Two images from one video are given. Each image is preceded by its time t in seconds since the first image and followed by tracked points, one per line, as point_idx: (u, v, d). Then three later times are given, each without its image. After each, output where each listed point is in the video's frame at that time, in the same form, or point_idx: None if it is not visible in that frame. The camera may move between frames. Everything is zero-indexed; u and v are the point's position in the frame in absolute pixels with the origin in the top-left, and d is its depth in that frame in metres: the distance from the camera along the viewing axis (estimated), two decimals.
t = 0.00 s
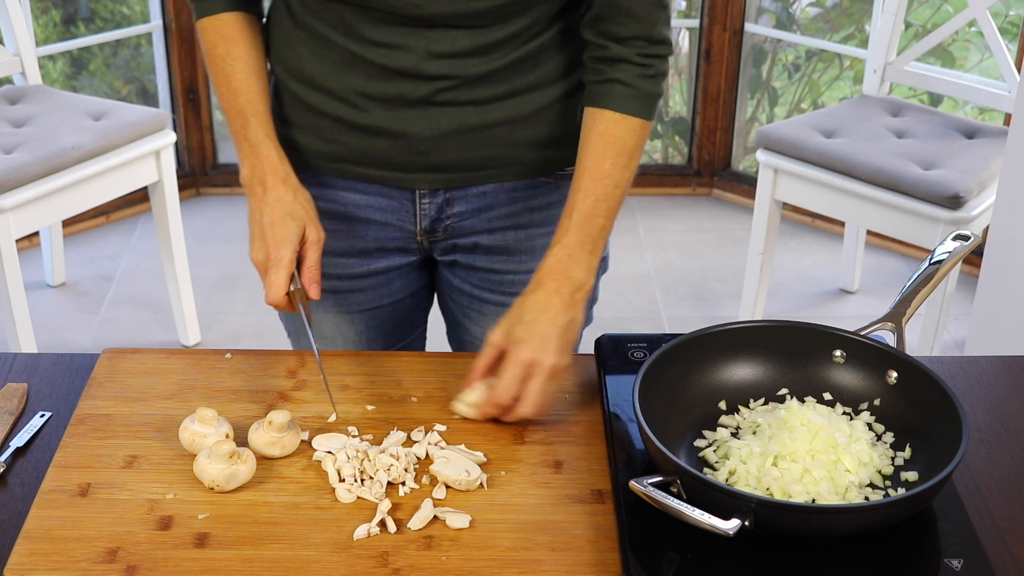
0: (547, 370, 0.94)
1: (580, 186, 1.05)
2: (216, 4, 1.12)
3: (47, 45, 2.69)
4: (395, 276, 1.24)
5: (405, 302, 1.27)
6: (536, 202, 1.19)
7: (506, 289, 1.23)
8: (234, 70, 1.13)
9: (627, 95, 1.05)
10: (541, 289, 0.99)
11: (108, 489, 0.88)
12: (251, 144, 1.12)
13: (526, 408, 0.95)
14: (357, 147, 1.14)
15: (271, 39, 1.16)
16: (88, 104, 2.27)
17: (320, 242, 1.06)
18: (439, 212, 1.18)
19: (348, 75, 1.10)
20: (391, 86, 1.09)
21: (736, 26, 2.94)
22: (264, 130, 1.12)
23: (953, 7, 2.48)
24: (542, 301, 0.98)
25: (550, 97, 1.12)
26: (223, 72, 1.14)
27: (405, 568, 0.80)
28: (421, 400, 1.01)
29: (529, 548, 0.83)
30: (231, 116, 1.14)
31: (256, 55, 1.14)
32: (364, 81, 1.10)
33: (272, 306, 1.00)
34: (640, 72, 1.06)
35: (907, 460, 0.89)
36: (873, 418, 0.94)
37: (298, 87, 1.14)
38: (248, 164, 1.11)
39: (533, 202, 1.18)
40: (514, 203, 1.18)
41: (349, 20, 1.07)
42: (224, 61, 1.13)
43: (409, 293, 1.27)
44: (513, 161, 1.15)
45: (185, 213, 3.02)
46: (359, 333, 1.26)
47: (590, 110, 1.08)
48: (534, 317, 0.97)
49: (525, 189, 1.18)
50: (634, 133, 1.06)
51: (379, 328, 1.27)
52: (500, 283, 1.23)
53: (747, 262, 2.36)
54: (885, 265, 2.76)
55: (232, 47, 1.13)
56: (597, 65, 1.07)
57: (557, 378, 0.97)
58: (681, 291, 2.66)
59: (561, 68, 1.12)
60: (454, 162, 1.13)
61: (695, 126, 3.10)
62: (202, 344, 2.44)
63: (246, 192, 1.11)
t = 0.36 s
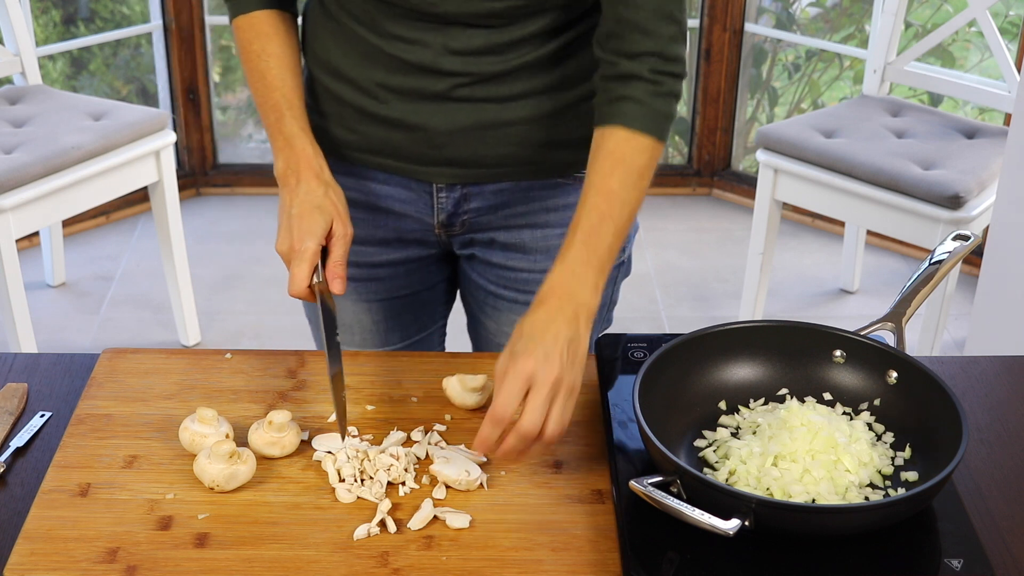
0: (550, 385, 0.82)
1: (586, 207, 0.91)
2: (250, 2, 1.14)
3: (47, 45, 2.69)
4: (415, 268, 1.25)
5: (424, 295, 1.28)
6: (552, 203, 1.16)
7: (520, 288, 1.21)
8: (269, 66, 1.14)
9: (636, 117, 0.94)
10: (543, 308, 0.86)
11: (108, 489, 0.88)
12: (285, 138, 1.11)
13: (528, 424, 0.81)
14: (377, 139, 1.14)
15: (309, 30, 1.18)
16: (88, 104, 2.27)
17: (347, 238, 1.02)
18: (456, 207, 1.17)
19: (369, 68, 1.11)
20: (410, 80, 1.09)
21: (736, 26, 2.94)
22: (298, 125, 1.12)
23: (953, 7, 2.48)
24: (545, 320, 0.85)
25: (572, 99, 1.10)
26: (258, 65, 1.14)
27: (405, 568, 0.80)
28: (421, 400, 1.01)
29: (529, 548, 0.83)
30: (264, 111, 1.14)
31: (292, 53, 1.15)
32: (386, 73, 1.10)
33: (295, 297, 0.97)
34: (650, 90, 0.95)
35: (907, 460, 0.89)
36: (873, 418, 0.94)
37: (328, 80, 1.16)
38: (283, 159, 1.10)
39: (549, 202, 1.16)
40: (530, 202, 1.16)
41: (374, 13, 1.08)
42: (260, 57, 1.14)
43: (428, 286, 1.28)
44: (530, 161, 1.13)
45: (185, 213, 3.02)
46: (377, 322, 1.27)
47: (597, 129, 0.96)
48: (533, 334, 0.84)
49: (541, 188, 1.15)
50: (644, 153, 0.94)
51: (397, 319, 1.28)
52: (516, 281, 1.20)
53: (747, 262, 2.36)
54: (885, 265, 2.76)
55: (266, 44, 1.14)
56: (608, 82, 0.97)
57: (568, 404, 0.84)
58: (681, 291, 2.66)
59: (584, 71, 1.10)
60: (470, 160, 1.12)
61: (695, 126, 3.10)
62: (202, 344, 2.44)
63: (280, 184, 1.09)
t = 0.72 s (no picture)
0: (487, 459, 0.80)
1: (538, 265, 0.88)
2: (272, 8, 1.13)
3: (47, 45, 2.69)
4: (431, 259, 1.25)
5: (439, 287, 1.28)
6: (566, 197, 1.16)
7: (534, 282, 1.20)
8: (289, 69, 1.14)
9: (596, 154, 0.88)
10: (492, 382, 0.85)
11: (109, 489, 0.88)
12: (302, 139, 1.11)
13: (463, 498, 0.80)
14: (390, 131, 1.15)
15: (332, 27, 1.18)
16: (88, 104, 2.27)
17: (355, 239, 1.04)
18: (470, 200, 1.17)
19: (383, 64, 1.12)
20: (421, 76, 1.09)
21: (736, 26, 2.94)
22: (315, 126, 1.12)
23: (953, 7, 2.48)
24: (488, 393, 0.84)
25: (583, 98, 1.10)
26: (277, 67, 1.14)
27: (405, 568, 0.80)
28: (421, 400, 1.01)
29: (529, 548, 0.83)
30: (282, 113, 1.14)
31: (313, 56, 1.15)
32: (398, 69, 1.11)
33: (301, 295, 0.99)
34: (605, 125, 0.88)
35: (907, 460, 0.89)
36: (873, 418, 0.94)
37: (347, 75, 1.16)
38: (297, 159, 1.11)
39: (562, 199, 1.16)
40: (543, 197, 1.16)
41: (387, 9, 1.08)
42: (279, 62, 1.14)
43: (445, 278, 1.28)
44: (542, 157, 1.13)
45: (185, 213, 3.02)
46: (391, 313, 1.27)
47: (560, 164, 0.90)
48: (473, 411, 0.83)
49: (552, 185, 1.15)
50: (599, 201, 0.88)
51: (410, 310, 1.28)
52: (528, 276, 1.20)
53: (747, 262, 2.36)
54: (885, 265, 2.76)
55: (286, 48, 1.14)
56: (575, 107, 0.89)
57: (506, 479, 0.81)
58: (681, 291, 2.66)
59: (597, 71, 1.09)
60: (481, 154, 1.13)
61: (695, 126, 3.10)
62: (202, 344, 2.44)
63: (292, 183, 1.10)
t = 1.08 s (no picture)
0: (487, 443, 0.83)
1: (551, 246, 0.90)
2: (274, 21, 1.11)
3: (47, 45, 2.69)
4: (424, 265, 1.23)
5: (434, 292, 1.26)
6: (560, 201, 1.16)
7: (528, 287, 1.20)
8: (301, 78, 1.09)
9: (609, 145, 0.90)
10: (497, 361, 0.87)
11: (109, 489, 0.88)
12: (330, 142, 1.06)
13: (462, 480, 0.83)
14: (385, 135, 1.14)
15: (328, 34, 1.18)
16: (88, 104, 2.27)
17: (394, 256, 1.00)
18: (463, 205, 1.17)
19: (378, 65, 1.11)
20: (416, 77, 1.09)
21: (736, 26, 2.94)
22: (339, 127, 1.07)
23: (953, 7, 2.48)
24: (495, 372, 0.86)
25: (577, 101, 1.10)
26: (286, 80, 1.09)
27: (405, 568, 0.80)
28: (421, 400, 1.01)
29: (529, 548, 0.83)
30: (300, 121, 1.08)
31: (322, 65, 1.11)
32: (393, 70, 1.11)
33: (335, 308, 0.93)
34: (623, 117, 0.91)
35: (907, 460, 0.89)
36: (873, 418, 0.94)
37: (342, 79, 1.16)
38: (327, 165, 1.04)
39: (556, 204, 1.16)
40: (537, 202, 1.16)
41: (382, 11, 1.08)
42: (288, 73, 1.09)
43: (439, 283, 1.26)
44: (536, 160, 1.13)
45: (185, 213, 3.02)
46: (385, 320, 1.25)
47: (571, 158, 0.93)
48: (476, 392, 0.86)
49: (547, 190, 1.16)
50: (612, 189, 0.91)
51: (405, 316, 1.26)
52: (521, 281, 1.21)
53: (747, 262, 2.36)
54: (885, 265, 2.76)
55: (295, 59, 1.10)
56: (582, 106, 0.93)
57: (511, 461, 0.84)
58: (681, 291, 2.66)
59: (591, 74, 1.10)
60: (476, 157, 1.12)
61: (695, 126, 3.10)
62: (202, 344, 2.44)
63: (320, 189, 1.03)
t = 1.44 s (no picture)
0: (496, 447, 0.83)
1: (544, 253, 0.91)
2: (275, 36, 1.11)
3: (47, 45, 2.69)
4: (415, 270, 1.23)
5: (426, 296, 1.26)
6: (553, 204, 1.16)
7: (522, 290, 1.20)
8: (305, 102, 1.08)
9: (604, 150, 0.92)
10: (495, 371, 0.88)
11: (109, 489, 0.88)
12: (340, 174, 1.05)
13: (472, 485, 0.83)
14: (379, 141, 1.14)
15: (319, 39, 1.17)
16: (88, 104, 2.27)
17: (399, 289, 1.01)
18: (457, 210, 1.17)
19: (372, 71, 1.11)
20: (412, 83, 1.09)
21: (736, 26, 2.94)
22: (350, 160, 1.07)
23: (953, 7, 2.48)
24: (494, 378, 0.87)
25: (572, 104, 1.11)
26: (291, 104, 1.08)
27: (405, 568, 0.80)
28: (421, 400, 1.01)
29: (529, 549, 0.83)
30: (307, 148, 1.07)
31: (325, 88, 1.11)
32: (387, 77, 1.10)
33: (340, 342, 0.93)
34: (616, 122, 0.92)
35: (907, 460, 0.89)
36: (873, 417, 0.94)
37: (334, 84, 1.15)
38: (337, 198, 1.03)
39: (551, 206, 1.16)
40: (531, 206, 1.16)
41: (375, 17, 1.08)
42: (292, 95, 1.09)
43: (430, 287, 1.26)
44: (531, 164, 1.14)
45: (185, 213, 3.02)
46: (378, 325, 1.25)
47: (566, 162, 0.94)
48: (479, 398, 0.86)
49: (542, 193, 1.16)
50: (605, 196, 0.92)
51: (397, 321, 1.25)
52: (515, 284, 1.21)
53: (747, 262, 2.36)
54: (885, 265, 2.76)
55: (298, 79, 1.09)
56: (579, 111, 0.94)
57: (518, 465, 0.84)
58: (681, 291, 2.66)
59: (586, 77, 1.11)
60: (472, 162, 1.12)
61: (695, 126, 3.10)
62: (202, 344, 2.44)
63: (329, 224, 1.03)
